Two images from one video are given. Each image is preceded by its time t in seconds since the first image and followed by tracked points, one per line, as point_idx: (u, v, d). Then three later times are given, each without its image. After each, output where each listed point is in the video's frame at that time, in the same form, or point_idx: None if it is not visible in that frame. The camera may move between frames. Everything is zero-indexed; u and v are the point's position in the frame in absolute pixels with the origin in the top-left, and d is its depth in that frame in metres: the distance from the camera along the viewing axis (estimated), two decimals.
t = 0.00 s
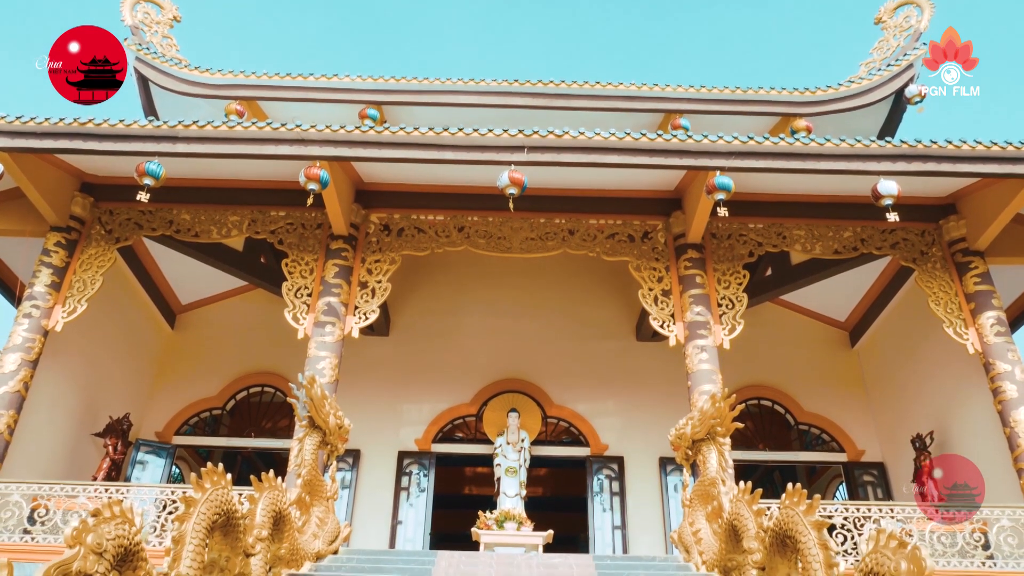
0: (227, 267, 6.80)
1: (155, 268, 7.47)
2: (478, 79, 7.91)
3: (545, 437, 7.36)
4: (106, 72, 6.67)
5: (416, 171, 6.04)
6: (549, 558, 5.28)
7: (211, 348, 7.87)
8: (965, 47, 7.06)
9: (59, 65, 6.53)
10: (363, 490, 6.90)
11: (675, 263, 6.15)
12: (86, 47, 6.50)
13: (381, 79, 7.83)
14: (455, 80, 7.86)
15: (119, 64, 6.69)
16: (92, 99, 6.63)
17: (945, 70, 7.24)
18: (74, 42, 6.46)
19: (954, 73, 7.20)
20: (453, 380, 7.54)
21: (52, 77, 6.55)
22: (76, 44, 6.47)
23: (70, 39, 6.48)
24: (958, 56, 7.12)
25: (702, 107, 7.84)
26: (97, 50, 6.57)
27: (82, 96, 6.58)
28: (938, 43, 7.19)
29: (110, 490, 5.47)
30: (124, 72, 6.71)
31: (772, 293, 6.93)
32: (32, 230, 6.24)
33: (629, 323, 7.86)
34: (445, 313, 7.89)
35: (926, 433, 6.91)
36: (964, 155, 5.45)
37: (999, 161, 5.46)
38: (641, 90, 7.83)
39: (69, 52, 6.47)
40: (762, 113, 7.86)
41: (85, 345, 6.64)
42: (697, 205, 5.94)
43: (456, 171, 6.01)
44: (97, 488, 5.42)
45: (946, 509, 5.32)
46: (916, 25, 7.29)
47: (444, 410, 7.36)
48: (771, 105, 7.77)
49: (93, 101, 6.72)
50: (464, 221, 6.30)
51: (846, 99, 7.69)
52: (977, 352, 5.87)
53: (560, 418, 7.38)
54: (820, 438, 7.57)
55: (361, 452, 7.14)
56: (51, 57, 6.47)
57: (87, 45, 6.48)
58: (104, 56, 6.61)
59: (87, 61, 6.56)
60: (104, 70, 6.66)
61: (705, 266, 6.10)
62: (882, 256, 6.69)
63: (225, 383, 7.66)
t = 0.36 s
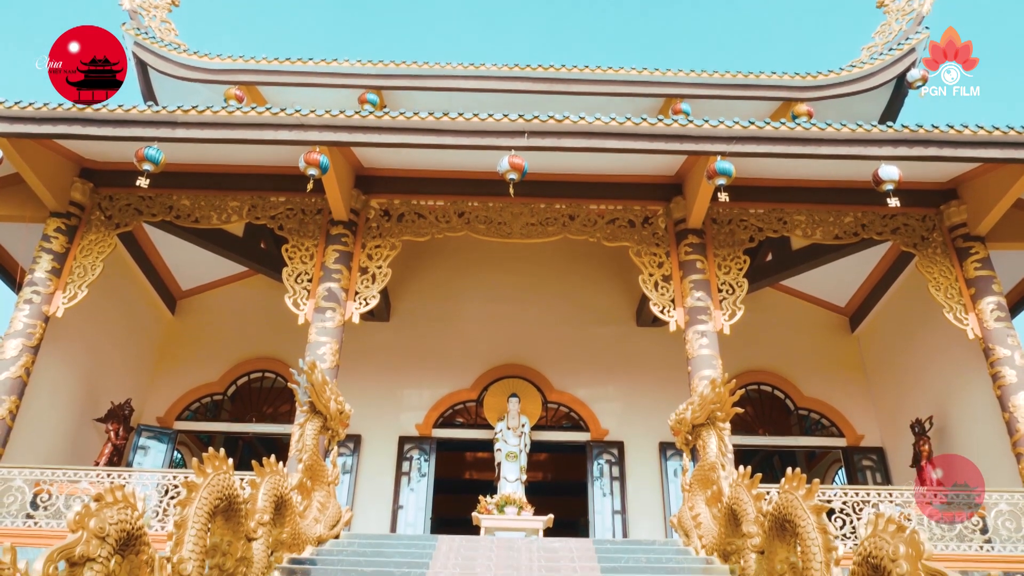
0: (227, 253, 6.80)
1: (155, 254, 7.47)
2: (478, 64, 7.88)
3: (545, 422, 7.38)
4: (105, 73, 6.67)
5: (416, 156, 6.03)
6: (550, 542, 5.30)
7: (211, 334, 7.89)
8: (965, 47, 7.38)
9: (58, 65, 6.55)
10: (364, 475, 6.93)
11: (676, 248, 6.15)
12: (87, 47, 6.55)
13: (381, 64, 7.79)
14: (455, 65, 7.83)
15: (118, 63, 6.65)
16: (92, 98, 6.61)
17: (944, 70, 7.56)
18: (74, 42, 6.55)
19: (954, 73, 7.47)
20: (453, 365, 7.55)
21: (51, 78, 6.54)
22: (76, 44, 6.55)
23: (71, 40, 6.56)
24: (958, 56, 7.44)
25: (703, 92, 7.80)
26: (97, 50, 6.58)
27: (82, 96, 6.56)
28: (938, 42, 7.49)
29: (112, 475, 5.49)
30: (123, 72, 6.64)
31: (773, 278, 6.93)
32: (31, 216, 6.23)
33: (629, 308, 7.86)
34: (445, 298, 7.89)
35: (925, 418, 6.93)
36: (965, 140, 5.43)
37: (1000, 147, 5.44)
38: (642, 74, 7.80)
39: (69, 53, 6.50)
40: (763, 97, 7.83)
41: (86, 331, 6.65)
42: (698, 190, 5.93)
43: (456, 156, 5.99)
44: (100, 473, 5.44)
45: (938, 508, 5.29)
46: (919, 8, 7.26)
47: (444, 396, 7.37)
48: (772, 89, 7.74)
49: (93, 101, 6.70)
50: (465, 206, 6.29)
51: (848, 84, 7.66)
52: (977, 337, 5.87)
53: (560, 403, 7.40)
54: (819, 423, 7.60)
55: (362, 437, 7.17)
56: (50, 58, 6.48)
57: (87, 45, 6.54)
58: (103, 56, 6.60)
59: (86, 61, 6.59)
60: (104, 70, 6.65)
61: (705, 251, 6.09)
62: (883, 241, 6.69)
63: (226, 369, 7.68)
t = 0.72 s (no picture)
0: (226, 238, 6.79)
1: (154, 239, 7.45)
2: (478, 48, 7.83)
3: (545, 407, 7.40)
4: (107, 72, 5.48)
5: (416, 141, 6.01)
6: (550, 526, 5.32)
7: (211, 319, 7.89)
8: (966, 47, 6.82)
9: (58, 64, 5.41)
10: (364, 460, 6.95)
11: (676, 233, 6.14)
12: (86, 47, 5.34)
13: (381, 48, 7.75)
14: (455, 49, 7.78)
15: (120, 64, 5.47)
16: (91, 100, 5.40)
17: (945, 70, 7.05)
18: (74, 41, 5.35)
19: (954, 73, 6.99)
20: (453, 351, 7.56)
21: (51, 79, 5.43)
22: (76, 43, 5.35)
23: (70, 38, 5.39)
24: (957, 56, 6.90)
25: (705, 76, 7.76)
26: (97, 49, 5.36)
27: (82, 96, 5.39)
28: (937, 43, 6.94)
29: (114, 460, 5.51)
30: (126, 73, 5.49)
31: (773, 263, 6.93)
32: (30, 202, 6.22)
33: (629, 293, 7.86)
34: (445, 283, 7.89)
35: (924, 403, 6.94)
36: (967, 124, 5.40)
37: (1003, 131, 5.40)
38: (643, 58, 7.75)
39: (68, 52, 5.35)
40: (765, 82, 7.79)
41: (86, 317, 6.66)
42: (699, 175, 5.91)
43: (456, 141, 5.97)
44: (101, 458, 5.45)
45: (939, 509, 5.29)
46: None
47: (445, 380, 7.39)
48: (774, 73, 7.69)
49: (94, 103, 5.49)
50: (465, 191, 6.28)
51: (850, 68, 7.63)
52: (977, 322, 5.87)
53: (560, 388, 7.41)
54: (818, 408, 7.62)
55: (363, 422, 7.19)
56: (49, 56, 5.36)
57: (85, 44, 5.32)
58: (103, 57, 5.39)
59: (87, 61, 5.41)
60: (105, 70, 5.47)
61: (705, 236, 6.09)
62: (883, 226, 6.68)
63: (226, 354, 7.70)
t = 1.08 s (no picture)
0: (226, 223, 6.78)
1: (154, 224, 7.43)
2: (478, 31, 7.78)
3: (545, 391, 7.41)
4: (107, 71, 5.27)
5: (415, 124, 5.99)
6: (550, 509, 5.34)
7: (212, 303, 7.89)
8: (966, 47, 6.55)
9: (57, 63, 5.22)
10: (365, 444, 6.98)
11: (676, 217, 6.13)
12: (87, 47, 5.12)
13: (380, 31, 7.70)
14: (454, 32, 7.73)
15: (120, 65, 5.23)
16: (92, 100, 5.31)
17: (946, 68, 6.48)
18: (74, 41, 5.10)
19: (955, 72, 6.45)
20: (453, 335, 7.57)
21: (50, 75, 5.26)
22: (76, 44, 5.11)
23: (69, 36, 5.14)
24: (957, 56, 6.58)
25: (706, 59, 7.71)
26: (97, 49, 5.14)
27: (82, 96, 5.29)
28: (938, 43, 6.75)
29: (116, 444, 5.52)
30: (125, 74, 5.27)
31: (774, 247, 6.93)
32: (29, 186, 6.20)
33: (630, 277, 7.85)
34: (446, 268, 7.88)
35: (924, 386, 6.95)
36: (969, 108, 5.38)
37: (1004, 114, 5.38)
38: (644, 41, 7.71)
39: (68, 52, 5.13)
40: (766, 65, 7.74)
41: (87, 303, 6.66)
42: (699, 158, 5.88)
43: (456, 124, 5.95)
44: (103, 442, 5.47)
45: (939, 509, 5.18)
46: None
47: (445, 365, 7.40)
48: (775, 56, 7.65)
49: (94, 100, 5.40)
50: (465, 175, 6.27)
51: (852, 50, 7.60)
52: (977, 306, 5.87)
53: (560, 372, 7.42)
54: (818, 392, 7.64)
55: (364, 406, 7.21)
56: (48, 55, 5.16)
57: (85, 45, 5.09)
58: (103, 57, 5.18)
59: (87, 61, 5.19)
60: (105, 70, 5.26)
61: (706, 221, 6.08)
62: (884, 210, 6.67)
63: (227, 338, 7.71)
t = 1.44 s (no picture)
0: (226, 211, 6.78)
1: (153, 211, 7.42)
2: (478, 17, 7.74)
3: (545, 378, 7.43)
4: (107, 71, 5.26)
5: (415, 112, 5.97)
6: (550, 495, 5.35)
7: (212, 291, 7.90)
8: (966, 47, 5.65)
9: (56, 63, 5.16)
10: (366, 432, 7.00)
11: (677, 205, 6.13)
12: (87, 47, 5.06)
13: (379, 18, 7.67)
14: (454, 19, 7.70)
15: (120, 65, 5.22)
16: (92, 99, 5.43)
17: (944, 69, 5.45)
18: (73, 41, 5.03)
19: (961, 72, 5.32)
20: (454, 323, 7.58)
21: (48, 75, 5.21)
22: (76, 44, 5.03)
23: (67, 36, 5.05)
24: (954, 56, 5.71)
25: (706, 45, 7.68)
26: (97, 50, 5.08)
27: (82, 96, 5.39)
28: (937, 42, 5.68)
29: (117, 431, 5.53)
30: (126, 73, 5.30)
31: (774, 235, 6.93)
32: (29, 174, 6.19)
33: (630, 265, 7.85)
34: (446, 255, 7.89)
35: (923, 374, 6.97)
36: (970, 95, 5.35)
37: (1006, 101, 5.35)
38: (644, 28, 7.67)
39: (68, 52, 5.07)
40: (767, 51, 7.71)
41: (87, 291, 6.66)
42: (700, 145, 5.86)
43: (456, 111, 5.93)
44: (104, 430, 5.47)
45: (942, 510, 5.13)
46: None
47: (445, 352, 7.41)
48: (776, 43, 7.62)
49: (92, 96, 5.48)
50: (465, 162, 6.26)
51: (854, 37, 7.60)
52: (977, 293, 5.88)
53: (561, 359, 7.44)
54: (818, 379, 7.66)
55: (364, 394, 7.23)
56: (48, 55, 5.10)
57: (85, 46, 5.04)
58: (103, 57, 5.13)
59: (87, 61, 5.15)
60: (105, 69, 5.24)
61: (706, 208, 6.07)
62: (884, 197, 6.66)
63: (228, 326, 7.72)
